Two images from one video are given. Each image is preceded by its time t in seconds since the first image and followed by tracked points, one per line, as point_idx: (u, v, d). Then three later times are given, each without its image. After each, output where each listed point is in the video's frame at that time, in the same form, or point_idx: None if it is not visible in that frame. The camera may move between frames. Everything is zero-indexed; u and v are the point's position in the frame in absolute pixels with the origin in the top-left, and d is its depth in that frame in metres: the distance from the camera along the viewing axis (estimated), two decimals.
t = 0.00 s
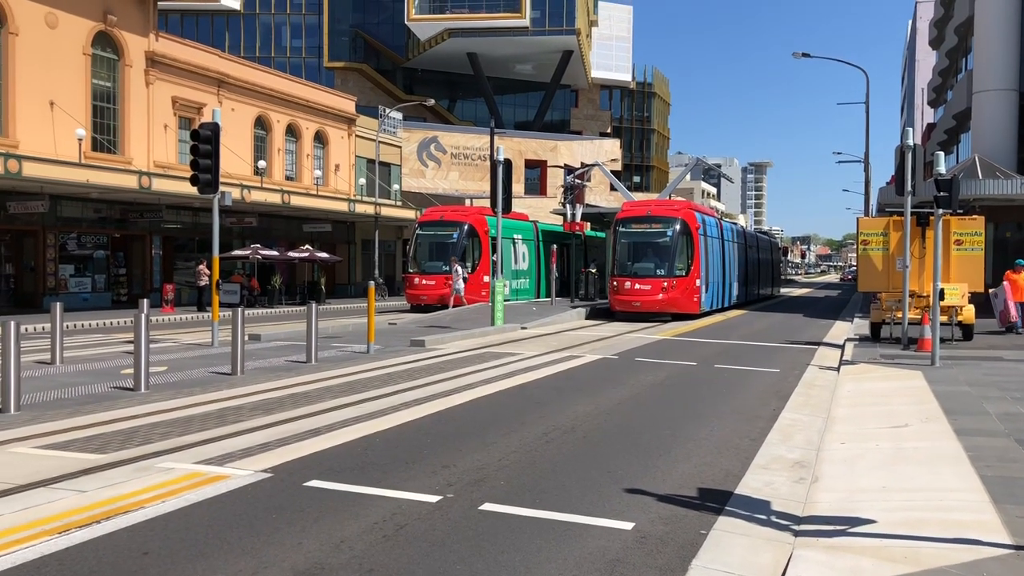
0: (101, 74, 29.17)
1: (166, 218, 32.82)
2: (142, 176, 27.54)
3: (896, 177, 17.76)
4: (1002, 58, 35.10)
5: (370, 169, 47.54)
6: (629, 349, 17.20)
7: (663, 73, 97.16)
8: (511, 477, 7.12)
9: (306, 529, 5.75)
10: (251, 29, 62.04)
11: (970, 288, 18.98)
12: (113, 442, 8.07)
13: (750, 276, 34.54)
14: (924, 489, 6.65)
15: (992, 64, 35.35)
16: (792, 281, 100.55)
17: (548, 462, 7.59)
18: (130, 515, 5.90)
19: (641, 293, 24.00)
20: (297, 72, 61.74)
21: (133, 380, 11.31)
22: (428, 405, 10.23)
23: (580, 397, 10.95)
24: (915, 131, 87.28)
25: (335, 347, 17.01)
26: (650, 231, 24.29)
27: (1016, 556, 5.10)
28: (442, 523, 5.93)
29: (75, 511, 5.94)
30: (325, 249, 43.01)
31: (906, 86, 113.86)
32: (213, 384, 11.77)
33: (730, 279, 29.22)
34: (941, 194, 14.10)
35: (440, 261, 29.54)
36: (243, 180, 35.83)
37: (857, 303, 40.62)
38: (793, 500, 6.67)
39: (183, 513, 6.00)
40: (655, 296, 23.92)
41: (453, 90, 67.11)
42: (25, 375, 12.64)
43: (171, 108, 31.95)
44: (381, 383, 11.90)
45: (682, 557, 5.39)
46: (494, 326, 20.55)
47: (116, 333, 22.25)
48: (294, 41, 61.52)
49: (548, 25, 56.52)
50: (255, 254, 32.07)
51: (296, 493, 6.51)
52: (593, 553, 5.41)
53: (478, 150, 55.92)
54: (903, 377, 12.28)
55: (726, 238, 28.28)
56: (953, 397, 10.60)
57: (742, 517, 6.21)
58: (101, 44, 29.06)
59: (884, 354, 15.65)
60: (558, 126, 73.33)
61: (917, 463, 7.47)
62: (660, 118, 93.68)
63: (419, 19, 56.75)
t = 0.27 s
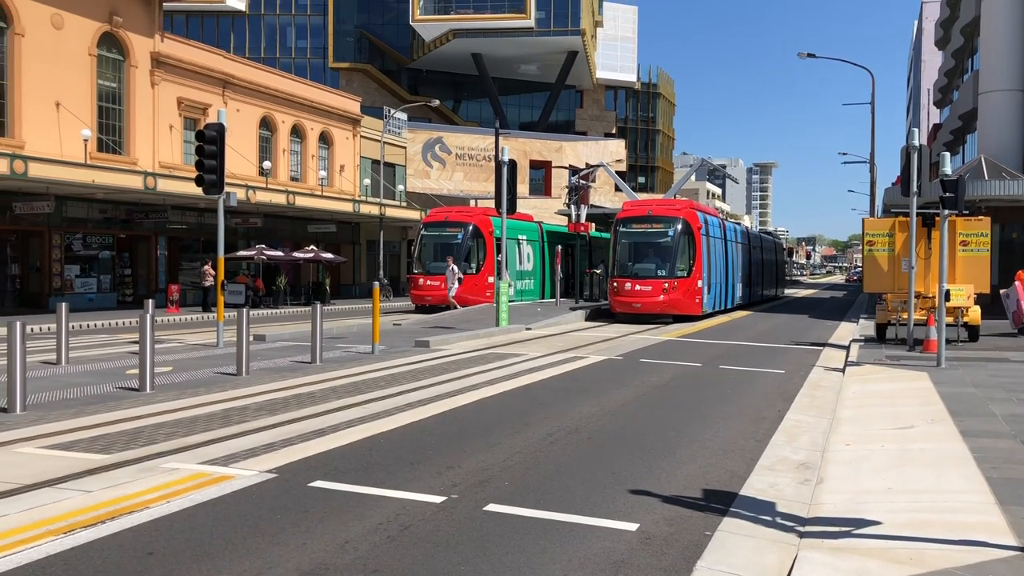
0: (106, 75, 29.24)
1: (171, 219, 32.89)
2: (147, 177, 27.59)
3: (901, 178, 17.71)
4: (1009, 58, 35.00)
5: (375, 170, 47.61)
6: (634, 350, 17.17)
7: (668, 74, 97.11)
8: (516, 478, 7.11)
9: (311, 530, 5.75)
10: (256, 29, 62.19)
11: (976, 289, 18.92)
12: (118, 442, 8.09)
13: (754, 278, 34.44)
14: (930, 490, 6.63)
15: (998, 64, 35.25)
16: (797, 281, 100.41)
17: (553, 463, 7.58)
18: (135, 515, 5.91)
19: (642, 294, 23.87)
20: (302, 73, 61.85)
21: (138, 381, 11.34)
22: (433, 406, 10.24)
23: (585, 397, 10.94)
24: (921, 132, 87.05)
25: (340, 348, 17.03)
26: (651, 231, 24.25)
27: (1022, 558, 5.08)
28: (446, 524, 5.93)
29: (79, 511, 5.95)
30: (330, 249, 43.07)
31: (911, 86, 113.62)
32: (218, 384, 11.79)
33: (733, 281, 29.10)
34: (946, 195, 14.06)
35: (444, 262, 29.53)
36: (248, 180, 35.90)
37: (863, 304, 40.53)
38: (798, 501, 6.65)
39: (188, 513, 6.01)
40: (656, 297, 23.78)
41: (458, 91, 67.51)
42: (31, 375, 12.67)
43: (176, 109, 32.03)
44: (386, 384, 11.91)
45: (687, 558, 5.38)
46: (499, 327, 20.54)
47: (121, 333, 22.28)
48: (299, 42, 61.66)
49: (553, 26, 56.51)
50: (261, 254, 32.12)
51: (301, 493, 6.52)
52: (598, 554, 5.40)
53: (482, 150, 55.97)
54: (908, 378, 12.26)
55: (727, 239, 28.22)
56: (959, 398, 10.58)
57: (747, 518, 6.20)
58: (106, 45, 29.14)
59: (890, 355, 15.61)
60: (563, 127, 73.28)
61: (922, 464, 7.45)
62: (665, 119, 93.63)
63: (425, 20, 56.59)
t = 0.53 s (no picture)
0: (109, 74, 29.26)
1: (174, 218, 32.94)
2: (150, 176, 27.63)
3: (904, 177, 17.68)
4: (1012, 58, 34.92)
5: (377, 169, 47.62)
6: (637, 349, 17.16)
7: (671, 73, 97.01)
8: (518, 477, 7.11)
9: (314, 529, 5.75)
10: (258, 28, 62.31)
11: (978, 288, 18.89)
12: (121, 441, 8.11)
13: (755, 278, 34.39)
14: (932, 490, 6.63)
15: (1001, 63, 35.18)
16: (800, 280, 100.18)
17: (556, 462, 7.58)
18: (137, 515, 5.91)
19: (639, 294, 23.66)
20: (305, 72, 61.95)
21: (141, 380, 11.36)
22: (435, 405, 10.23)
23: (587, 397, 10.94)
24: (924, 131, 86.84)
25: (343, 347, 17.04)
26: (649, 229, 24.07)
27: None
28: (449, 523, 5.93)
29: (82, 510, 5.96)
30: (332, 249, 43.08)
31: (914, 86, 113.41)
32: (221, 383, 11.80)
33: (733, 281, 29.00)
34: (949, 194, 14.04)
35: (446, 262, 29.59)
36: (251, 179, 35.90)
37: (865, 304, 40.48)
38: (801, 501, 6.65)
39: (190, 512, 6.02)
40: (654, 296, 23.55)
41: (461, 90, 67.28)
42: (35, 374, 12.69)
43: (179, 108, 32.05)
44: (389, 383, 11.91)
45: (690, 557, 5.38)
46: (502, 327, 20.53)
47: (123, 332, 22.30)
48: (301, 41, 61.69)
49: (556, 25, 56.43)
50: (263, 253, 32.13)
51: (304, 492, 6.53)
52: (600, 553, 5.40)
53: (485, 150, 55.97)
54: (911, 378, 12.24)
55: (728, 238, 28.11)
56: (961, 397, 10.57)
57: (749, 517, 6.20)
58: (109, 44, 29.16)
59: (893, 354, 15.61)
60: (566, 126, 73.07)
61: (925, 463, 7.45)
62: (667, 118, 93.52)
63: (427, 19, 57.07)
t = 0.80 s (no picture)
0: (109, 73, 29.26)
1: (175, 217, 32.95)
2: (151, 175, 27.63)
3: (905, 175, 17.68)
4: (1012, 56, 34.89)
5: (378, 168, 47.64)
6: (637, 347, 17.17)
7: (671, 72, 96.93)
8: (518, 475, 7.12)
9: (314, 528, 5.75)
10: (258, 27, 62.32)
11: (978, 286, 18.89)
12: (122, 440, 8.11)
13: (753, 276, 34.33)
14: (933, 488, 6.63)
15: (1001, 61, 35.15)
16: (800, 278, 100.16)
17: (556, 461, 7.58)
18: (137, 514, 5.91)
19: (634, 293, 23.62)
20: (305, 71, 61.95)
21: (141, 378, 11.36)
22: (436, 404, 10.25)
23: (587, 395, 10.94)
24: (924, 130, 86.75)
25: (343, 346, 17.04)
26: (644, 227, 23.95)
27: None
28: (449, 521, 5.94)
29: (83, 508, 5.97)
30: (333, 247, 43.08)
31: (914, 84, 113.32)
32: (221, 382, 11.80)
33: (731, 279, 28.93)
34: (949, 193, 14.04)
35: (447, 260, 29.61)
36: (251, 178, 35.92)
37: (865, 303, 40.50)
38: (801, 499, 6.65)
39: (190, 511, 6.02)
40: (648, 296, 23.50)
41: (461, 88, 67.38)
42: (35, 372, 12.69)
43: (179, 107, 32.06)
44: (389, 382, 11.92)
45: (690, 555, 5.38)
46: (502, 325, 20.53)
47: (123, 331, 22.30)
48: (301, 40, 61.70)
49: (556, 23, 56.35)
50: (263, 252, 32.13)
51: (304, 491, 6.53)
52: (600, 551, 5.41)
53: (485, 148, 55.94)
54: (912, 376, 12.25)
55: (725, 236, 28.05)
56: (962, 395, 10.57)
57: (749, 516, 6.20)
58: (110, 43, 29.16)
59: (893, 353, 15.62)
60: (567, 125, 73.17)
61: (926, 461, 7.45)
62: (667, 116, 93.43)
63: (427, 18, 57.30)
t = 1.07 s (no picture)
0: (109, 73, 29.26)
1: (175, 217, 32.95)
2: (151, 175, 27.64)
3: (905, 173, 17.68)
4: (1012, 53, 34.86)
5: (378, 167, 47.66)
6: (638, 346, 17.18)
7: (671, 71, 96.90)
8: (518, 474, 7.12)
9: (314, 527, 5.75)
10: (258, 27, 62.32)
11: (979, 284, 18.88)
12: (121, 440, 8.10)
13: (751, 275, 34.22)
14: (932, 485, 6.63)
15: (1001, 59, 35.13)
16: (801, 277, 100.11)
17: (556, 459, 7.58)
18: (138, 513, 5.92)
19: (627, 292, 23.16)
20: (305, 70, 61.95)
21: (141, 378, 11.36)
22: (436, 403, 10.23)
23: (587, 394, 10.94)
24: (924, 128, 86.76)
25: (343, 345, 17.04)
26: (638, 224, 23.54)
27: None
28: (449, 520, 5.94)
29: (83, 508, 5.97)
30: (333, 247, 43.09)
31: (914, 82, 113.26)
32: (221, 381, 11.79)
33: (728, 278, 28.75)
34: (949, 190, 14.04)
35: (447, 259, 29.60)
36: (251, 178, 35.92)
37: (865, 300, 40.50)
38: (802, 497, 6.65)
39: (190, 510, 6.01)
40: (642, 295, 23.04)
41: (461, 88, 67.35)
42: (36, 372, 12.70)
43: (179, 107, 32.06)
44: (390, 381, 11.90)
45: (691, 553, 5.38)
46: (502, 324, 20.50)
47: (123, 330, 22.32)
48: (301, 39, 61.75)
49: (555, 22, 56.28)
50: (263, 252, 32.12)
51: (304, 490, 6.53)
52: (600, 549, 5.41)
53: (485, 147, 55.90)
54: (912, 374, 12.25)
55: (722, 234, 27.85)
56: (962, 393, 10.58)
57: (750, 514, 6.20)
58: (109, 43, 29.15)
59: (893, 351, 15.62)
60: (567, 123, 73.08)
61: (927, 459, 7.45)
62: (667, 115, 93.38)
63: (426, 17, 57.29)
